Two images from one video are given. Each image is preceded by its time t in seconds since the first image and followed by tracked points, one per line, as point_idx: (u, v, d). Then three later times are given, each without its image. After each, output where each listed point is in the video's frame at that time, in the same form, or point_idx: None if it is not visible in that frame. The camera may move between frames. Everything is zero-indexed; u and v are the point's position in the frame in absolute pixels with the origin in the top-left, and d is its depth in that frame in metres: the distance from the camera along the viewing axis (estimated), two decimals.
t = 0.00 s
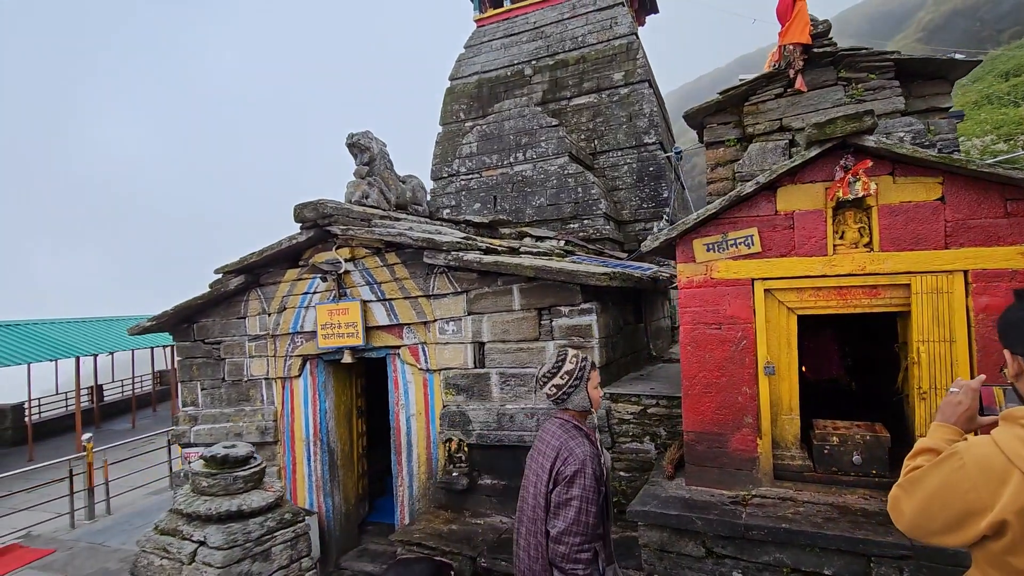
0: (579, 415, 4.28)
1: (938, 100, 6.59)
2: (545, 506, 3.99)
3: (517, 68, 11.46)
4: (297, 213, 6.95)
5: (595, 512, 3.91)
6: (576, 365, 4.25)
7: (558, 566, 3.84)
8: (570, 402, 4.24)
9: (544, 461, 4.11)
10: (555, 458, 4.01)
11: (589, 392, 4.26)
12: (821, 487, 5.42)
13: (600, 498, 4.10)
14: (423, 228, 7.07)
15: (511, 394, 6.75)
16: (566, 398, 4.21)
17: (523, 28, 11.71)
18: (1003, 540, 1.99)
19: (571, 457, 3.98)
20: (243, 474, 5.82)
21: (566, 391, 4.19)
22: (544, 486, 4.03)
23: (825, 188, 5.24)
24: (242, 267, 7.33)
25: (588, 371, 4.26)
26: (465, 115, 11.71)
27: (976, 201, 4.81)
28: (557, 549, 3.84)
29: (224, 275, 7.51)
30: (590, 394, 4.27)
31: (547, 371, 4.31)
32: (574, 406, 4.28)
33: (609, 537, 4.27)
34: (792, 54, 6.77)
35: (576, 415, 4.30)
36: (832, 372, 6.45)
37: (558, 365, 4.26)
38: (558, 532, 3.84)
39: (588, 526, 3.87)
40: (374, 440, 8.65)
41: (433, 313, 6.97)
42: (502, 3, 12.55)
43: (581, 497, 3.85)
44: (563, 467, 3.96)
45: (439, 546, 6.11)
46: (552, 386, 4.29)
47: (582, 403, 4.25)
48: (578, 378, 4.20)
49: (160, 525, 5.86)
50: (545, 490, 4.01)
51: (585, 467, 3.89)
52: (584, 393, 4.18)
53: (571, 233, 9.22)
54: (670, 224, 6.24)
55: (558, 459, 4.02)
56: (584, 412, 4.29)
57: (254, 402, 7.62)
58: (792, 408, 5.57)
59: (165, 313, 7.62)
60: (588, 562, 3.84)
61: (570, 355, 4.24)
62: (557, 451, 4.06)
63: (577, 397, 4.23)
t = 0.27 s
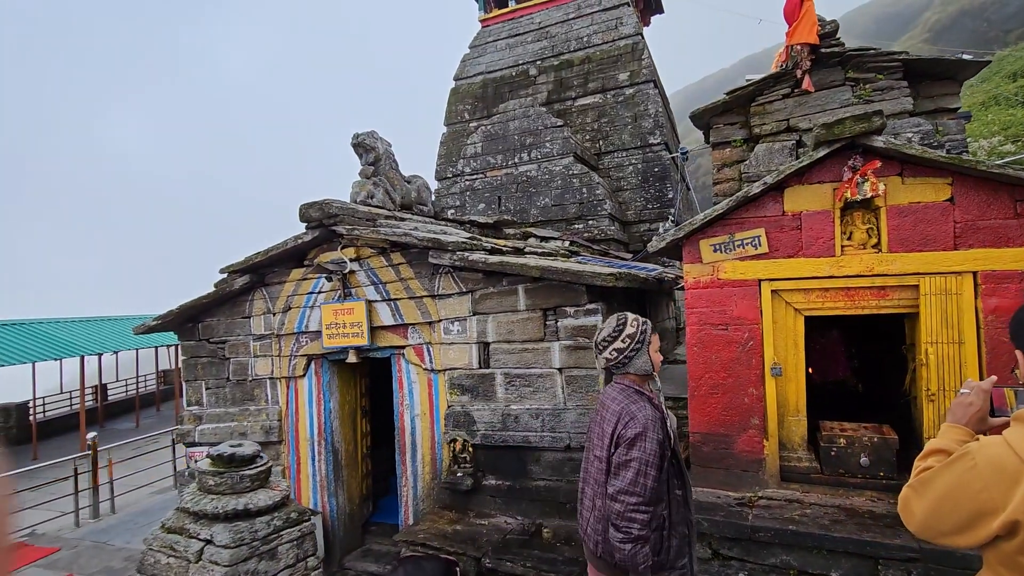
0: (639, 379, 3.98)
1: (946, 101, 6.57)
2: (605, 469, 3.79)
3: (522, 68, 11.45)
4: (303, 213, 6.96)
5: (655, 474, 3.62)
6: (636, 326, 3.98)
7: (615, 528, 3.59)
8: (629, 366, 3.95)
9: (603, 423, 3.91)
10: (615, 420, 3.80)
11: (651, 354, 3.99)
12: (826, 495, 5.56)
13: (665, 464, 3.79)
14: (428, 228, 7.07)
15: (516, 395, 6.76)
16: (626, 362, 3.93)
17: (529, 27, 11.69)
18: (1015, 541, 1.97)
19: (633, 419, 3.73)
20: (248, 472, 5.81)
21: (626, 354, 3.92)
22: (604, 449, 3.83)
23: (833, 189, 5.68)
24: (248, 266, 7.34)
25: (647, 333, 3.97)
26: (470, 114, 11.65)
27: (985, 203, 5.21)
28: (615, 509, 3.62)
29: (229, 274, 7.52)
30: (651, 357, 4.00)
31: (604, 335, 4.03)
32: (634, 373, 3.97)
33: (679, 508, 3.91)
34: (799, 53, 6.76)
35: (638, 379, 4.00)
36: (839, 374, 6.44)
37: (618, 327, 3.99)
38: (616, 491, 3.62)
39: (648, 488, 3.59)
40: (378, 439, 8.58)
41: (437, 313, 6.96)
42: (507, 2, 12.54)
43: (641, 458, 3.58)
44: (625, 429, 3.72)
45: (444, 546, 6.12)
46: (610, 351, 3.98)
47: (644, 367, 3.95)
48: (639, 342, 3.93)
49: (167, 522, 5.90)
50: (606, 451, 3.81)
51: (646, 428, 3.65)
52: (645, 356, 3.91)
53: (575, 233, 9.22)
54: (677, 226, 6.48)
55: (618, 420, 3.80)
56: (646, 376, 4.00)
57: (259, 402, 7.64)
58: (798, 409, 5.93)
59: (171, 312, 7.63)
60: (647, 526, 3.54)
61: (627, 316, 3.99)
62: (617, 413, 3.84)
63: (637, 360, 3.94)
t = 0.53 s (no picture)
0: (711, 385, 3.12)
1: None
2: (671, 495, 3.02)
3: (532, 27, 9.77)
4: (272, 199, 5.82)
5: (734, 500, 2.82)
6: (711, 318, 3.07)
7: (692, 570, 2.82)
8: (699, 368, 3.07)
9: (666, 437, 3.13)
10: (678, 435, 3.02)
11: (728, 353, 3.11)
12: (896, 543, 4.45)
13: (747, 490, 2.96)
14: (419, 218, 5.97)
15: (523, 417, 5.69)
16: (696, 362, 3.06)
17: None
18: None
19: (700, 435, 2.92)
20: (209, 507, 4.34)
21: (697, 354, 3.04)
22: (667, 471, 3.06)
23: (905, 173, 4.57)
24: (205, 263, 6.15)
25: (724, 330, 3.06)
26: (468, 83, 10.00)
27: None
28: (689, 547, 2.84)
29: (183, 272, 6.32)
30: (727, 358, 3.11)
31: (669, 330, 3.16)
32: (704, 375, 3.11)
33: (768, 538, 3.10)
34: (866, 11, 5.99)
35: (707, 385, 3.13)
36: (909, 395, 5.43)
37: (686, 320, 3.07)
38: (688, 526, 2.84)
39: (728, 518, 2.80)
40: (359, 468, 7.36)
41: (430, 320, 5.85)
42: None
43: (713, 481, 2.80)
44: (690, 447, 2.93)
45: None
46: (677, 350, 3.10)
47: (718, 370, 3.08)
48: (716, 339, 3.04)
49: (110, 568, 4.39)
50: (670, 474, 3.04)
51: (718, 446, 2.83)
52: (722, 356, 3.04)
53: (595, 224, 8.00)
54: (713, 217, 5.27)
55: (681, 436, 3.00)
56: (718, 381, 3.12)
57: (217, 424, 6.45)
58: (863, 435, 4.81)
59: (113, 317, 6.42)
60: (733, 566, 2.76)
61: (696, 308, 3.10)
62: (681, 427, 3.03)
63: (710, 362, 3.07)
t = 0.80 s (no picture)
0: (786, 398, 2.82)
1: None
2: (746, 515, 2.74)
3: (541, 1, 8.32)
4: (257, 193, 5.34)
5: (821, 516, 2.57)
6: (776, 328, 2.78)
7: None
8: (764, 381, 2.80)
9: (738, 451, 2.85)
10: (753, 448, 2.74)
11: (800, 364, 2.76)
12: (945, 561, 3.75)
13: (828, 505, 2.71)
14: (416, 214, 5.48)
15: (529, 431, 5.21)
16: (760, 375, 2.82)
17: None
18: None
19: (777, 449, 2.65)
20: (193, 523, 3.51)
21: (760, 365, 2.80)
22: (742, 487, 2.78)
23: (946, 165, 3.90)
24: (184, 263, 5.65)
25: (792, 340, 2.74)
26: (471, 64, 8.54)
27: None
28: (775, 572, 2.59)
29: (160, 273, 5.82)
30: (797, 372, 2.76)
31: (739, 340, 2.96)
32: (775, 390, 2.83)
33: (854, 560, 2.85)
34: None
35: (778, 397, 2.83)
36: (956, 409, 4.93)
37: (753, 330, 2.87)
38: (773, 548, 2.59)
39: (816, 537, 2.56)
40: (351, 486, 6.83)
41: (428, 325, 5.37)
42: None
43: (797, 497, 2.54)
44: (766, 462, 2.67)
45: None
46: (742, 361, 2.91)
47: (783, 382, 2.77)
48: (779, 350, 2.75)
49: None
50: (744, 492, 2.77)
51: (799, 460, 2.58)
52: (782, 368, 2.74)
53: (608, 220, 6.89)
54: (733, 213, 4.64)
55: (757, 449, 2.72)
56: (791, 394, 2.81)
57: (197, 437, 5.95)
58: (901, 452, 4.05)
59: (85, 321, 5.93)
60: None
61: (765, 316, 2.83)
62: (754, 441, 2.76)
63: (774, 374, 2.78)
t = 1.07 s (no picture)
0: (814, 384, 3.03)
1: None
2: (779, 495, 2.96)
3: None
4: (258, 196, 5.34)
5: (848, 493, 2.75)
6: (807, 317, 3.00)
7: (812, 568, 2.77)
8: (793, 367, 3.04)
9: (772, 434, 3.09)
10: (783, 429, 2.98)
11: (830, 351, 2.94)
12: (945, 564, 3.70)
13: (859, 485, 2.88)
14: (417, 216, 5.47)
15: (529, 434, 5.20)
16: (790, 359, 3.05)
17: None
18: None
19: (804, 429, 2.87)
20: (194, 523, 3.50)
21: (789, 350, 3.04)
22: (776, 467, 3.02)
23: (941, 168, 3.92)
24: (184, 265, 5.64)
25: (823, 328, 2.92)
26: (473, 63, 8.39)
27: None
28: (806, 546, 2.79)
29: (162, 275, 5.84)
30: (826, 359, 2.95)
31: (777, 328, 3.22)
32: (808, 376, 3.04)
33: (891, 545, 2.98)
34: None
35: (810, 383, 3.05)
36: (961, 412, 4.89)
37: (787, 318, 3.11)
38: (802, 523, 2.79)
39: (844, 512, 2.73)
40: (352, 490, 6.83)
41: (429, 328, 5.36)
42: None
43: (823, 474, 2.75)
44: (794, 441, 2.90)
45: None
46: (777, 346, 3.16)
47: (810, 368, 2.98)
48: (808, 336, 2.97)
49: None
50: (777, 471, 3.00)
51: (824, 437, 2.79)
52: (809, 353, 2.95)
53: (612, 221, 6.85)
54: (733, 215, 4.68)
55: (787, 430, 2.96)
56: (822, 380, 3.01)
57: (197, 440, 5.96)
58: (899, 455, 4.02)
59: (86, 324, 5.94)
60: (855, 559, 2.69)
61: (802, 305, 3.07)
62: (784, 423, 3.00)
63: (801, 360, 3.00)
